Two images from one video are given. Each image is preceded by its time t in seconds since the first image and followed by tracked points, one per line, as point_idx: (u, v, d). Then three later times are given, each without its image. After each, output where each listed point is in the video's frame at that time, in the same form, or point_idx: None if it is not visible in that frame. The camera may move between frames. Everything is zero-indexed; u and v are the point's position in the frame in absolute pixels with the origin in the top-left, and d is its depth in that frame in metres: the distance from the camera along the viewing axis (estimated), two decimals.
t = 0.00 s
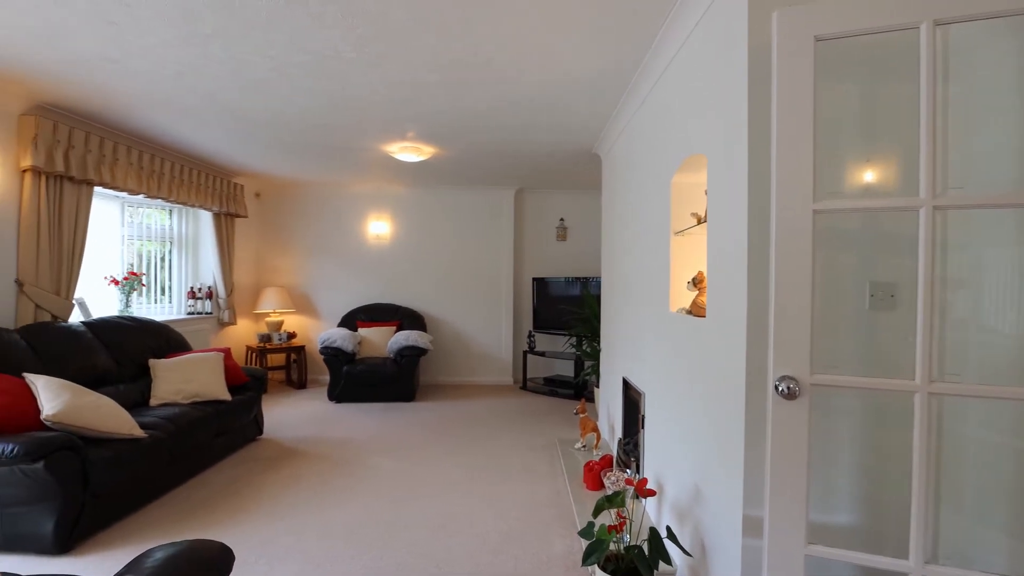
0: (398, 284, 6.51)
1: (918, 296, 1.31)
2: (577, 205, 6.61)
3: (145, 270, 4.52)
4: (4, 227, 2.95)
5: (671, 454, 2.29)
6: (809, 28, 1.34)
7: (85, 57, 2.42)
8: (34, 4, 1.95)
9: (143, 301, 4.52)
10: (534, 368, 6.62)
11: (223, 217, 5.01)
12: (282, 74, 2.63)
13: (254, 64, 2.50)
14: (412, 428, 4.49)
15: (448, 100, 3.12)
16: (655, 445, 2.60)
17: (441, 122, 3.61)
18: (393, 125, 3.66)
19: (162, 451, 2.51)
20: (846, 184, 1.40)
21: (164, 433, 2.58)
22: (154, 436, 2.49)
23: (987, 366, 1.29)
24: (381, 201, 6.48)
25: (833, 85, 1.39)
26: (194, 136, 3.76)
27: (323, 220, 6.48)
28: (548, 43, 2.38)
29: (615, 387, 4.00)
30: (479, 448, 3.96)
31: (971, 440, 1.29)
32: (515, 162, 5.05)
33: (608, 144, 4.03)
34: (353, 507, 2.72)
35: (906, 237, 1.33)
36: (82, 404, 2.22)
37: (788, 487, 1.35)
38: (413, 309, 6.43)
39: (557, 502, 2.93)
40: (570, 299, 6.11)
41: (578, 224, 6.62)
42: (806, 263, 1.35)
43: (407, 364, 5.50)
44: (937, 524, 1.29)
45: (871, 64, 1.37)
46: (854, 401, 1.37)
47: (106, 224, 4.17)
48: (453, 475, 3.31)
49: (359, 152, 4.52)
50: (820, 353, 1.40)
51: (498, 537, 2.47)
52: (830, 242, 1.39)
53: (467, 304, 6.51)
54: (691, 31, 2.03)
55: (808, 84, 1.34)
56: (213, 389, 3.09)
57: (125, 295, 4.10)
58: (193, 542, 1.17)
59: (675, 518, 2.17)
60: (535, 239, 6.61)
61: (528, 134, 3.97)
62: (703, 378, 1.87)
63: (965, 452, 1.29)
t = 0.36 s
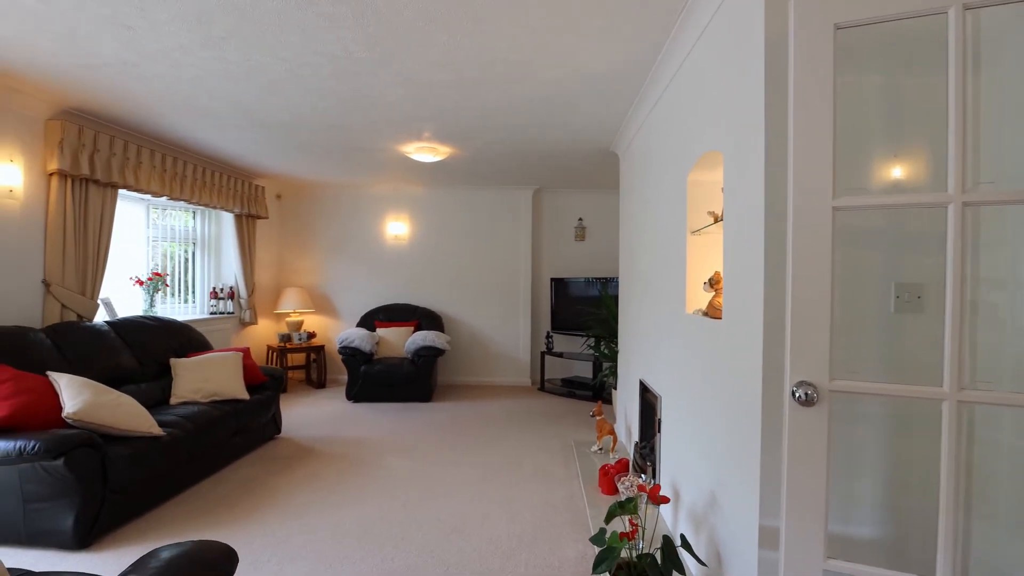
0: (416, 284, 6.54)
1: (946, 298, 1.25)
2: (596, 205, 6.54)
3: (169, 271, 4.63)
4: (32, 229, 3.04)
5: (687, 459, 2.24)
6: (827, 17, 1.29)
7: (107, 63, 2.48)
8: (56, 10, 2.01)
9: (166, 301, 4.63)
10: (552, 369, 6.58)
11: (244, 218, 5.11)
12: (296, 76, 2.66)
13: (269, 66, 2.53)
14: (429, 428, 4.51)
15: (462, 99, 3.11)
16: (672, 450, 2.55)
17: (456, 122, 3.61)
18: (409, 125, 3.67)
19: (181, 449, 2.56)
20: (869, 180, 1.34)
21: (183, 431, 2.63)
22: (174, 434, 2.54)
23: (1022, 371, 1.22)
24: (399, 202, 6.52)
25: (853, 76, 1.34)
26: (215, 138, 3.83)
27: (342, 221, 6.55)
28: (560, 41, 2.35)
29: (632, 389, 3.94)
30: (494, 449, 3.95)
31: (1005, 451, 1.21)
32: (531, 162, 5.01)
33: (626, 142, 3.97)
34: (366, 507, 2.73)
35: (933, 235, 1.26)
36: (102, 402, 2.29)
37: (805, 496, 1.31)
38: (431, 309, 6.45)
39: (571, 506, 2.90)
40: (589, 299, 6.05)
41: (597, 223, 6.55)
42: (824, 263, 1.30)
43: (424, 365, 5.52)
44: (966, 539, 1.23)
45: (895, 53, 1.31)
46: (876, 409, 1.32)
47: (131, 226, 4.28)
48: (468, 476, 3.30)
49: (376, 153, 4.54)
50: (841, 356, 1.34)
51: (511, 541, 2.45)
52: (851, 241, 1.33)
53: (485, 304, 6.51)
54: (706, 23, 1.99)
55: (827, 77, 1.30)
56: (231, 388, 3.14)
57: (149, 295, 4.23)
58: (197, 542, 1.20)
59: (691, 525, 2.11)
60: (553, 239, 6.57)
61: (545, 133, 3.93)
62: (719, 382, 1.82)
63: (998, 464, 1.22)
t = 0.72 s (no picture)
0: (437, 284, 6.57)
1: (985, 300, 1.17)
2: (618, 204, 6.46)
3: (196, 272, 4.75)
4: (63, 232, 3.15)
5: (709, 465, 2.18)
6: (855, 3, 1.24)
7: (133, 68, 2.55)
8: (83, 17, 2.07)
9: (193, 301, 4.74)
10: (573, 370, 6.52)
11: (269, 220, 5.20)
12: (315, 77, 2.69)
13: (288, 68, 2.56)
14: (448, 429, 4.51)
15: (480, 98, 3.10)
16: (693, 455, 2.48)
17: (475, 121, 3.60)
18: (429, 125, 3.68)
19: (203, 448, 2.61)
20: (901, 175, 1.27)
21: (205, 429, 2.68)
22: (197, 432, 2.60)
23: None
24: (420, 202, 6.56)
25: (884, 66, 1.27)
26: (240, 141, 3.91)
27: (364, 221, 6.62)
28: (577, 37, 2.32)
29: (654, 391, 3.86)
30: (514, 451, 3.92)
31: None
32: (552, 161, 4.97)
33: (647, 140, 3.91)
34: (383, 507, 2.73)
35: (971, 234, 1.19)
36: (128, 401, 2.35)
37: (830, 508, 1.25)
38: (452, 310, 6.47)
39: (590, 510, 2.85)
40: (610, 300, 5.99)
41: (619, 223, 6.47)
42: (852, 262, 1.24)
43: (444, 365, 5.53)
44: (1008, 557, 1.15)
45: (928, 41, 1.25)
46: (908, 416, 1.25)
47: (159, 228, 4.40)
48: (486, 478, 3.29)
49: (398, 154, 4.57)
50: (870, 360, 1.27)
51: (527, 545, 2.42)
52: (881, 239, 1.27)
53: (505, 305, 6.49)
54: (728, 14, 1.93)
55: (854, 68, 1.24)
56: (254, 387, 3.20)
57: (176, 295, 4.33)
58: (212, 542, 1.21)
59: (713, 534, 2.05)
60: (574, 239, 6.52)
61: (566, 131, 3.89)
62: (742, 386, 1.75)
63: None
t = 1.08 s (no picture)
0: (457, 284, 6.58)
1: None
2: (640, 203, 6.37)
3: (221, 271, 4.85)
4: (93, 233, 3.24)
5: (732, 471, 2.11)
6: None
7: (159, 72, 2.61)
8: (110, 22, 2.12)
9: (218, 300, 4.84)
10: (595, 371, 6.45)
11: (290, 221, 5.30)
12: (334, 77, 2.70)
13: (308, 69, 2.58)
14: (468, 429, 4.50)
15: (499, 96, 3.08)
16: (716, 459, 2.41)
17: (496, 120, 3.58)
18: (449, 124, 3.67)
19: (225, 445, 2.66)
20: (938, 169, 1.20)
21: (228, 427, 2.73)
22: (219, 430, 2.64)
23: None
24: (441, 202, 6.58)
25: (920, 54, 1.20)
26: (263, 142, 3.97)
27: (385, 221, 6.68)
28: (596, 33, 2.28)
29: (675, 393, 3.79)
30: (533, 452, 3.89)
31: None
32: (574, 160, 4.93)
33: (669, 137, 3.83)
34: (402, 507, 2.73)
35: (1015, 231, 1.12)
36: (153, 398, 2.40)
37: (860, 520, 1.19)
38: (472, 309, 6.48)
39: (609, 514, 2.80)
40: (632, 300, 5.91)
41: (641, 222, 6.38)
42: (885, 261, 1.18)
43: (464, 365, 5.53)
44: None
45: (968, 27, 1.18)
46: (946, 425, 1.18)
47: (186, 228, 4.50)
48: (504, 479, 3.26)
49: (418, 154, 4.59)
50: (903, 364, 1.21)
51: (545, 548, 2.39)
52: (917, 237, 1.20)
53: (526, 305, 6.47)
54: (752, 6, 1.87)
55: (886, 55, 1.17)
56: (275, 386, 3.24)
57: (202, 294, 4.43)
58: (228, 541, 1.21)
59: (736, 542, 1.99)
60: (595, 238, 6.46)
61: (587, 129, 3.84)
62: (767, 390, 1.69)
63: None
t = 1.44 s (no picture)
0: (480, 284, 6.59)
1: None
2: (666, 202, 6.26)
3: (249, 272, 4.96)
4: (125, 234, 3.34)
5: (761, 477, 2.03)
6: None
7: (186, 75, 2.67)
8: (138, 27, 2.17)
9: (246, 300, 4.95)
10: (619, 373, 6.36)
11: (315, 223, 5.41)
12: (356, 78, 2.72)
13: (331, 69, 2.60)
14: (490, 430, 4.49)
15: (520, 94, 3.05)
16: (743, 465, 2.33)
17: (517, 119, 3.55)
18: (471, 124, 3.66)
19: (250, 442, 2.70)
20: (985, 159, 1.11)
21: (252, 425, 2.77)
22: (243, 428, 2.69)
23: None
24: (464, 203, 6.59)
25: (965, 38, 1.13)
26: (289, 143, 4.03)
27: (408, 222, 6.73)
28: (619, 27, 2.23)
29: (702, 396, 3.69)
30: (555, 454, 3.85)
31: None
32: (597, 158, 4.86)
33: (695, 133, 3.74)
34: (423, 507, 2.73)
35: None
36: (180, 396, 2.45)
37: (899, 532, 1.12)
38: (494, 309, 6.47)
39: (633, 519, 2.74)
40: (658, 300, 5.80)
41: (667, 222, 6.26)
42: (927, 258, 1.11)
43: (486, 365, 5.52)
44: None
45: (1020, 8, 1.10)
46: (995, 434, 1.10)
47: (215, 230, 4.61)
48: (525, 481, 3.23)
49: (441, 154, 4.60)
50: (947, 368, 1.13)
51: (566, 553, 2.34)
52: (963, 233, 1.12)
53: (548, 305, 6.42)
54: None
55: (929, 39, 1.10)
56: (299, 385, 3.28)
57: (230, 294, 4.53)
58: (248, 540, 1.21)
59: (765, 551, 1.91)
60: (620, 237, 6.37)
61: (611, 127, 3.78)
62: (798, 393, 1.62)
63: None
